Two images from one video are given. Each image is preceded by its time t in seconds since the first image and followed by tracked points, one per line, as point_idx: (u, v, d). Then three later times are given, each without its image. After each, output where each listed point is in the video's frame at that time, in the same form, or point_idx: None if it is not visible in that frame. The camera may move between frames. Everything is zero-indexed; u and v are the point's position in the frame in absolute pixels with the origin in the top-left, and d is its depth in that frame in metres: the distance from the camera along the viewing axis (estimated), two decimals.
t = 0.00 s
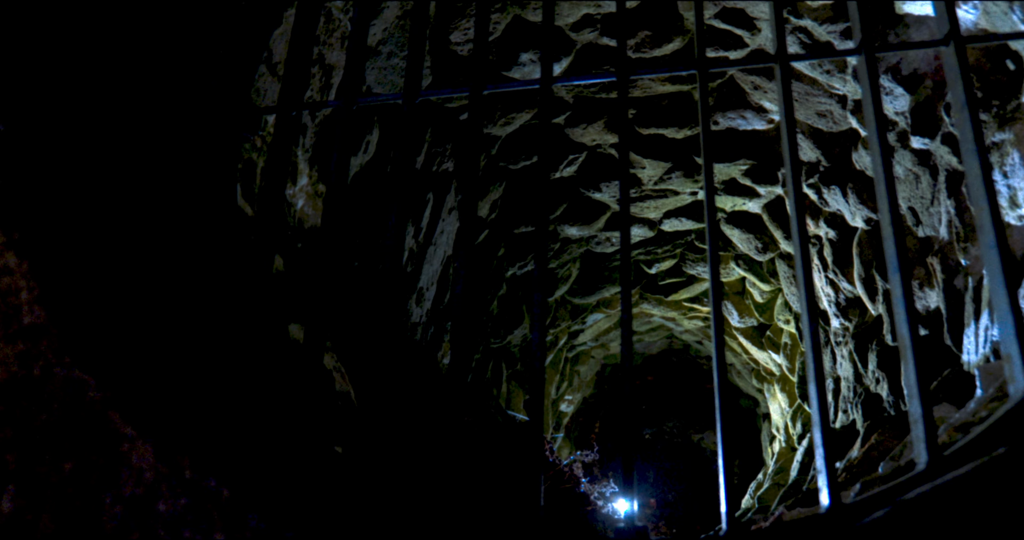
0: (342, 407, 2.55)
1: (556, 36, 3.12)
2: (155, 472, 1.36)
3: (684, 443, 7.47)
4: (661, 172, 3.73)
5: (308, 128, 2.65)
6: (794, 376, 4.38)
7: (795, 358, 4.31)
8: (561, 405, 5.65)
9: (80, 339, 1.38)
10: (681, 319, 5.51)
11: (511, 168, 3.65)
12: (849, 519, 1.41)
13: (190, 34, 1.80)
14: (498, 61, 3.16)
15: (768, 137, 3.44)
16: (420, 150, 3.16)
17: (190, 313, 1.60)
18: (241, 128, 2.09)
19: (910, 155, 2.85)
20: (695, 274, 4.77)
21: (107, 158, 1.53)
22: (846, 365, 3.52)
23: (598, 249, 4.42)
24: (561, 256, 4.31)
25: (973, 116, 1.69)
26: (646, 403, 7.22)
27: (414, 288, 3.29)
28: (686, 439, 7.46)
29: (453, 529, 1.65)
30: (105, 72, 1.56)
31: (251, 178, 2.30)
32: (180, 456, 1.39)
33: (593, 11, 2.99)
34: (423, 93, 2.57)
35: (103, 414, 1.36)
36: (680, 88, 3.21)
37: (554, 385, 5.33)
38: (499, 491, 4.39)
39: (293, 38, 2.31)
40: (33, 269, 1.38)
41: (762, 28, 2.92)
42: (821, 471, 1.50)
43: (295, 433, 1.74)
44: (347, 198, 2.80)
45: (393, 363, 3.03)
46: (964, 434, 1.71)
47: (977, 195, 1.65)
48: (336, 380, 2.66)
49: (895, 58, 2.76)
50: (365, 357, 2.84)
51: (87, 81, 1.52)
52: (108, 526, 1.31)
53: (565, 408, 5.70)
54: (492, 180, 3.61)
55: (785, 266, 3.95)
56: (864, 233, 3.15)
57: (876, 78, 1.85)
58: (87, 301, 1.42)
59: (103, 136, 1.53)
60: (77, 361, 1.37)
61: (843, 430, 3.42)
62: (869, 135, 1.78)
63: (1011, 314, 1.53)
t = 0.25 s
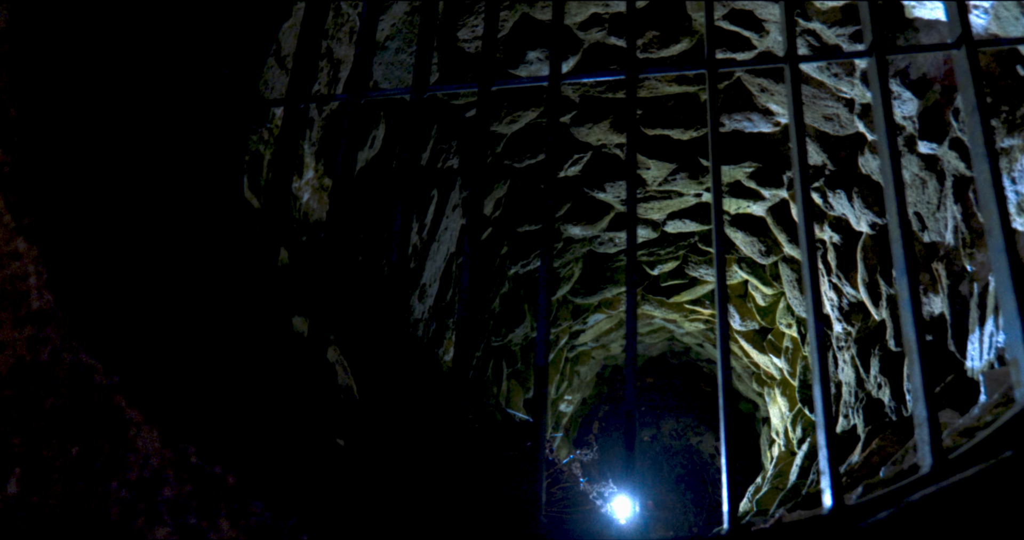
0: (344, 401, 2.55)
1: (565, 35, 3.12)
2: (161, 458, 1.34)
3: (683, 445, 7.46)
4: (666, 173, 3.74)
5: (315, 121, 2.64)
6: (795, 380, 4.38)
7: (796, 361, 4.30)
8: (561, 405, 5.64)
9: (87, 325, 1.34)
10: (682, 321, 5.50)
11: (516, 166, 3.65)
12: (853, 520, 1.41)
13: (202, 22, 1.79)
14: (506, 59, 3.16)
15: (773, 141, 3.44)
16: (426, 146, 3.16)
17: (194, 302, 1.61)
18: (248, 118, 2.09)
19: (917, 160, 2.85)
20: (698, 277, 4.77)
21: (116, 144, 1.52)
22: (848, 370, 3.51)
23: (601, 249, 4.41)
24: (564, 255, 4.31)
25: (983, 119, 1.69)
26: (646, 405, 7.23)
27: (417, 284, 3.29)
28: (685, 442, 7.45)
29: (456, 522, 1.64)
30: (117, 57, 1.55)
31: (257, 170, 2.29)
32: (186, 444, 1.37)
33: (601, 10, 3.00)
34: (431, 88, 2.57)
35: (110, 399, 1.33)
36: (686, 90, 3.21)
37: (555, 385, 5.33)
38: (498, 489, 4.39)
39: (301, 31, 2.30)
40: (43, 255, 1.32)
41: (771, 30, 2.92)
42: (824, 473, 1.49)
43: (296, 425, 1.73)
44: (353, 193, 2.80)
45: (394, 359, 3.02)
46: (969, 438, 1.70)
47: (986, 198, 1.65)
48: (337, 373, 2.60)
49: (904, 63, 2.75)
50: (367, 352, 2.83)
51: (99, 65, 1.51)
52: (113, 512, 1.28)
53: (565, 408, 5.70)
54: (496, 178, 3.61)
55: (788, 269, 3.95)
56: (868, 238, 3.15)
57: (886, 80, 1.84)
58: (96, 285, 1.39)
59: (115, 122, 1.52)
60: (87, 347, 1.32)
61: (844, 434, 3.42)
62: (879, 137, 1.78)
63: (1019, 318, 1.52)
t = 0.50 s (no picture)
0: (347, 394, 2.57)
1: (573, 34, 3.14)
2: (166, 444, 1.35)
3: (684, 447, 7.46)
4: (671, 174, 3.74)
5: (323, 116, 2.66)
6: (797, 383, 4.38)
7: (799, 364, 4.30)
8: (562, 405, 5.65)
9: (95, 309, 1.37)
10: (686, 323, 5.50)
11: (522, 164, 3.67)
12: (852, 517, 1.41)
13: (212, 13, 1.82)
14: (513, 57, 3.18)
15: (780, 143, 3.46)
16: (433, 143, 3.18)
17: (202, 290, 1.63)
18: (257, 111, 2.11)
19: (923, 164, 2.84)
20: (702, 278, 4.77)
21: (127, 133, 1.54)
22: (850, 373, 3.51)
23: (605, 249, 4.42)
24: (569, 254, 4.32)
25: (990, 121, 1.70)
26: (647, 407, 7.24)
27: (421, 281, 3.31)
28: (687, 444, 7.43)
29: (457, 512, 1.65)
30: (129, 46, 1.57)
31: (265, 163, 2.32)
32: (190, 430, 1.38)
33: (609, 10, 3.01)
34: (439, 84, 2.58)
35: (116, 384, 1.34)
36: (694, 90, 3.22)
37: (557, 384, 5.34)
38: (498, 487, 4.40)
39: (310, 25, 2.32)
40: (52, 241, 1.35)
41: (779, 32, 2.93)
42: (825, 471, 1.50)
43: (298, 416, 1.74)
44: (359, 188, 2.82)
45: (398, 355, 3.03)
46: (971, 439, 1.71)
47: (992, 201, 1.65)
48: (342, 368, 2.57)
49: (913, 66, 2.74)
50: (371, 346, 2.85)
51: (110, 49, 1.53)
52: (119, 496, 1.28)
53: (566, 408, 5.71)
54: (502, 176, 3.63)
55: (792, 272, 3.95)
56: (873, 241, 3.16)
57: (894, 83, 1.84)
58: (105, 271, 1.41)
59: (125, 111, 1.54)
60: (92, 331, 1.35)
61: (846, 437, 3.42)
62: (886, 139, 1.77)
63: (1022, 320, 1.53)
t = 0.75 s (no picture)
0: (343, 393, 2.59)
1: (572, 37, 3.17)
2: (160, 437, 1.36)
3: (682, 450, 7.47)
4: (670, 177, 3.76)
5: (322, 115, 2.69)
6: (794, 386, 4.39)
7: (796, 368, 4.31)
8: (560, 407, 5.66)
9: (91, 305, 1.37)
10: (684, 326, 5.51)
11: (522, 166, 3.69)
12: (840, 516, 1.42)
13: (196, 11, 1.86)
14: (514, 59, 3.20)
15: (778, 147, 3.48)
16: (432, 144, 3.20)
17: (198, 287, 1.65)
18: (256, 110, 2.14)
19: (918, 169, 2.86)
20: (700, 281, 4.79)
21: (119, 124, 1.55)
22: (846, 377, 3.52)
23: (604, 251, 4.44)
24: (567, 256, 4.34)
25: (981, 127, 1.71)
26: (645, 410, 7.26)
27: (420, 281, 3.34)
28: (685, 447, 7.43)
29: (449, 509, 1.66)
30: (130, 45, 1.60)
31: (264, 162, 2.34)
32: (185, 424, 1.41)
33: (609, 14, 3.04)
34: (437, 84, 2.60)
35: (112, 379, 1.35)
36: (693, 94, 3.25)
37: (555, 386, 5.36)
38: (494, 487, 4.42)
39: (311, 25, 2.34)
40: (49, 236, 1.35)
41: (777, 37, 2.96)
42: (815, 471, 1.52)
43: (292, 413, 1.76)
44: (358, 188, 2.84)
45: (395, 354, 3.05)
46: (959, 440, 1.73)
47: (983, 205, 1.66)
48: (339, 367, 2.58)
49: (908, 72, 2.77)
50: (368, 345, 2.87)
51: (110, 46, 1.55)
52: (111, 489, 1.27)
53: (563, 410, 5.72)
54: (501, 177, 3.65)
55: (789, 276, 3.96)
56: (869, 246, 3.18)
57: (888, 88, 1.85)
58: (103, 268, 1.44)
59: (122, 107, 1.56)
60: (90, 326, 1.35)
61: (841, 440, 3.43)
62: (879, 144, 1.79)
63: (1011, 323, 1.54)
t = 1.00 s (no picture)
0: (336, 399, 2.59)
1: (562, 43, 3.18)
2: (148, 443, 1.37)
3: (680, 454, 7.47)
4: (662, 181, 3.78)
5: (314, 122, 2.71)
6: (790, 388, 4.40)
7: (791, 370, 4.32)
8: (557, 412, 5.66)
9: (79, 312, 1.39)
10: (680, 329, 5.52)
11: (515, 171, 3.72)
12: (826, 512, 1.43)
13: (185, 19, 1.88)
14: (504, 65, 3.22)
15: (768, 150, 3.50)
16: (424, 150, 3.23)
17: (187, 294, 1.66)
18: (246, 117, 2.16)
19: (907, 169, 2.89)
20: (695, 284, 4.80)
21: (109, 131, 1.57)
22: (840, 377, 3.53)
23: (598, 255, 4.45)
24: (561, 261, 4.35)
25: (963, 125, 1.73)
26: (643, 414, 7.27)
27: (414, 287, 3.35)
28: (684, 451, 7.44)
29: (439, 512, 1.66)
30: (116, 53, 1.62)
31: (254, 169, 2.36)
32: (172, 429, 1.43)
33: (599, 19, 3.06)
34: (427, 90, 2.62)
35: (98, 385, 1.36)
36: (684, 98, 3.27)
37: (552, 391, 5.36)
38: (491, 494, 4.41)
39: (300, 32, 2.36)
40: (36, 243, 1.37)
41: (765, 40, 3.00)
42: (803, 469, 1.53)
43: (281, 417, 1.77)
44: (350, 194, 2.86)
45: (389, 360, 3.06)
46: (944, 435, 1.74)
47: (966, 203, 1.68)
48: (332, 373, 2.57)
49: (895, 74, 2.83)
50: (361, 351, 2.88)
51: (99, 54, 1.57)
52: (99, 495, 1.29)
53: (561, 415, 5.71)
54: (494, 183, 3.67)
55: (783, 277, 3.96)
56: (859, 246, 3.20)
57: (872, 88, 1.87)
58: (91, 274, 1.45)
59: (112, 115, 1.58)
60: (76, 333, 1.37)
61: (836, 441, 3.44)
62: (863, 144, 1.80)
63: (995, 318, 1.56)
